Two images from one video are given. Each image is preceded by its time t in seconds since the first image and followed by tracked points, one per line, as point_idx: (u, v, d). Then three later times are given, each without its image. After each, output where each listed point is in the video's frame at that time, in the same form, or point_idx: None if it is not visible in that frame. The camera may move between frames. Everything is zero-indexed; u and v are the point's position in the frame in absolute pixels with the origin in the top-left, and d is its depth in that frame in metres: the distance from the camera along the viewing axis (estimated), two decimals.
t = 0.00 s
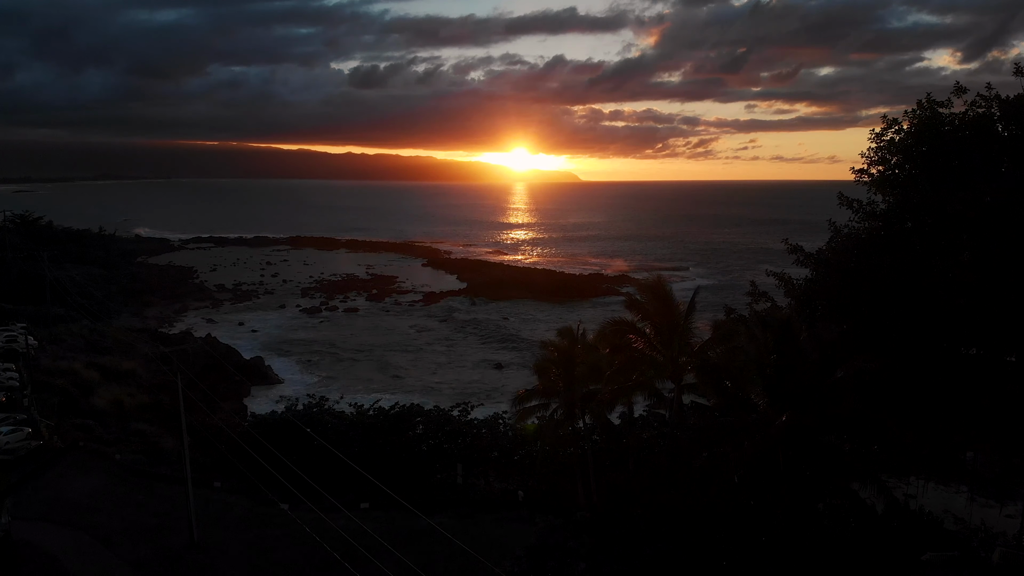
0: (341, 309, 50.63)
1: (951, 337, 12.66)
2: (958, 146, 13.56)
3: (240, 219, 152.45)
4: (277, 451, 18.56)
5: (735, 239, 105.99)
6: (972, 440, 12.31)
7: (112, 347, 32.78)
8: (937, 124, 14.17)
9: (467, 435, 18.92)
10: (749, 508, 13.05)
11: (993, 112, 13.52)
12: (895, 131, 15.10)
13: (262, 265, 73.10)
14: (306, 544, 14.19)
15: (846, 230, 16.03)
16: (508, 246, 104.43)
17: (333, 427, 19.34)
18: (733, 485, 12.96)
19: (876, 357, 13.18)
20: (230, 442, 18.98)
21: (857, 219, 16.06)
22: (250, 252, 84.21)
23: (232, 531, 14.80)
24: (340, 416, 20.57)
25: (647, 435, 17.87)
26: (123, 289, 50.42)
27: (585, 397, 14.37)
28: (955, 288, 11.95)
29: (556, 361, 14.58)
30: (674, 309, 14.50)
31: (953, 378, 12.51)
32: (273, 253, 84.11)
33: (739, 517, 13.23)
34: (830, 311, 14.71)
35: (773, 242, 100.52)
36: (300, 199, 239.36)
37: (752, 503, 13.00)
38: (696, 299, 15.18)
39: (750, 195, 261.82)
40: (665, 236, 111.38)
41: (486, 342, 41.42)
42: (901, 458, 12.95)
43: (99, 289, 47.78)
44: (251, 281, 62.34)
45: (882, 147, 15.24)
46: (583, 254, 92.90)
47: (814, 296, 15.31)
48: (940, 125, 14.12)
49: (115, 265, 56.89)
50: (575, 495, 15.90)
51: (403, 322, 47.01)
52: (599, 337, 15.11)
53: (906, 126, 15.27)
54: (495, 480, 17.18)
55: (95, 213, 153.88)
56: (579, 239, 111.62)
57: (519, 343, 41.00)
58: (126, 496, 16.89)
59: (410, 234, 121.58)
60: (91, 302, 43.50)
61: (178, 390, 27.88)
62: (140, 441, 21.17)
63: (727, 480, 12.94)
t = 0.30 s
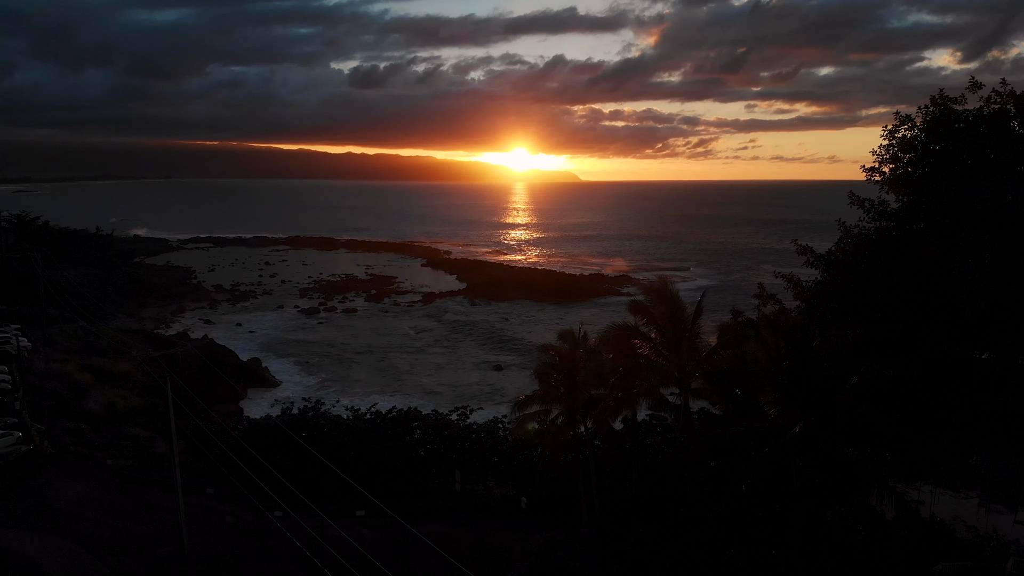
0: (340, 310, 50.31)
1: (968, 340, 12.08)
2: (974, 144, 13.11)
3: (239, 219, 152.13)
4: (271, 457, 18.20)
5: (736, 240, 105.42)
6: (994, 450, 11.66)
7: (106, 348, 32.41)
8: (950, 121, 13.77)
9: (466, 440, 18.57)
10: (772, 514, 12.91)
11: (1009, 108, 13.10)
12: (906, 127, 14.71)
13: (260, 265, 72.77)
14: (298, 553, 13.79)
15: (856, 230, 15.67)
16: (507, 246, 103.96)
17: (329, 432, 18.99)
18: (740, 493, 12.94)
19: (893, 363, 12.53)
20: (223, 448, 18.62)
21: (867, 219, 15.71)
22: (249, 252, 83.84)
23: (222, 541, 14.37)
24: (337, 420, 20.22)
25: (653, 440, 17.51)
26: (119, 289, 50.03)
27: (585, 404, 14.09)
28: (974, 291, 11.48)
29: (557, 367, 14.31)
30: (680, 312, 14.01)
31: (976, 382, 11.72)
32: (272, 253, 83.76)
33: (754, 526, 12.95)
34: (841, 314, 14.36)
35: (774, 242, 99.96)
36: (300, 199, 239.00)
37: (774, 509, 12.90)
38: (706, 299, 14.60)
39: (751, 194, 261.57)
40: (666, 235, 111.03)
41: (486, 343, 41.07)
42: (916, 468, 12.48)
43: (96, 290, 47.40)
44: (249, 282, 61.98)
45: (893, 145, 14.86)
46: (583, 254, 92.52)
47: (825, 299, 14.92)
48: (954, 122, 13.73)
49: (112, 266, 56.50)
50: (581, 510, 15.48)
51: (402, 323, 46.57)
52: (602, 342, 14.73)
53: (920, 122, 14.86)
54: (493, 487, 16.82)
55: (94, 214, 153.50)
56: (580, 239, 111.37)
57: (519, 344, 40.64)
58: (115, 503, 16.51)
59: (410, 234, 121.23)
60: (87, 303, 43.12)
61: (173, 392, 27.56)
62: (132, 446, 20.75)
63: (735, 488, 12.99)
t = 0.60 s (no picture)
0: (338, 311, 49.94)
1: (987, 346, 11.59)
2: (990, 142, 12.77)
3: (238, 219, 151.73)
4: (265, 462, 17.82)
5: (736, 240, 105.00)
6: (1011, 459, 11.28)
7: (101, 350, 32.03)
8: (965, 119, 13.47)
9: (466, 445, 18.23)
10: (784, 524, 12.87)
11: None
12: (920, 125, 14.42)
13: (258, 265, 72.36)
14: (291, 562, 13.40)
15: (868, 230, 15.36)
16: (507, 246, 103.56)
17: (326, 437, 18.62)
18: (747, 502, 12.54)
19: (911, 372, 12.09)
20: (217, 453, 18.25)
21: (880, 219, 15.40)
22: (247, 252, 83.43)
23: (213, 549, 13.97)
24: (334, 424, 19.87)
25: (655, 447, 17.16)
26: (116, 289, 49.61)
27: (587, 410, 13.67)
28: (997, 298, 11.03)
29: (558, 372, 13.83)
30: (687, 317, 13.44)
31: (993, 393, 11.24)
32: (271, 254, 83.35)
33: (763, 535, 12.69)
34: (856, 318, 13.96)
35: (775, 242, 99.55)
36: (299, 199, 238.52)
37: (788, 519, 12.85)
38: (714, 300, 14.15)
39: (751, 194, 261.36)
40: (666, 236, 110.72)
41: (486, 344, 40.74)
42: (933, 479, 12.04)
43: (92, 290, 46.99)
44: (247, 282, 61.47)
45: (906, 144, 14.56)
46: (584, 254, 92.19)
47: (838, 302, 14.55)
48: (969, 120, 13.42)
49: (108, 266, 56.06)
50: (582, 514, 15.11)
51: (401, 324, 46.15)
52: (604, 346, 14.18)
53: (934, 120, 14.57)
54: (492, 493, 16.45)
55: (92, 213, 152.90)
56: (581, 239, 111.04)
57: (519, 345, 40.33)
58: (104, 511, 16.13)
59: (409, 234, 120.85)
60: (82, 304, 42.70)
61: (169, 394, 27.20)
62: (124, 451, 20.30)
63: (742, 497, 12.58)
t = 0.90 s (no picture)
0: (337, 312, 49.57)
1: (1007, 350, 11.04)
2: (1009, 139, 12.37)
3: (236, 219, 151.34)
4: (259, 468, 17.42)
5: (737, 240, 104.74)
6: None
7: (95, 352, 31.61)
8: (982, 116, 13.10)
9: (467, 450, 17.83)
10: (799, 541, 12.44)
11: None
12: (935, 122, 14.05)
13: (256, 266, 71.90)
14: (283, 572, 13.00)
15: (881, 230, 14.96)
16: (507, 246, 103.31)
17: (323, 442, 18.22)
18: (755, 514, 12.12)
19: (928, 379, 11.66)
20: (209, 459, 17.85)
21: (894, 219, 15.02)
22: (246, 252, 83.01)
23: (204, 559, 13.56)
24: (332, 429, 19.47)
25: (660, 453, 16.77)
26: (112, 290, 49.17)
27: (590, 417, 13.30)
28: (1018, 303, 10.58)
29: (559, 378, 13.47)
30: (697, 325, 12.83)
31: (1016, 402, 10.67)
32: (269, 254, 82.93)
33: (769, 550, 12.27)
34: (871, 321, 13.53)
35: (775, 243, 99.23)
36: (298, 199, 238.14)
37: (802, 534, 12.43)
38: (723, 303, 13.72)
39: (751, 194, 261.28)
40: (666, 236, 110.50)
41: (486, 345, 40.44)
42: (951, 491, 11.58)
43: (88, 291, 46.55)
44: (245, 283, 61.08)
45: (921, 141, 14.23)
46: (583, 254, 91.90)
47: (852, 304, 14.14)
48: (986, 117, 13.04)
49: (104, 266, 55.58)
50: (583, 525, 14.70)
51: (400, 325, 45.73)
52: (609, 352, 13.74)
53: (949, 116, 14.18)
54: (491, 500, 16.06)
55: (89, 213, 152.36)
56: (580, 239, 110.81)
57: (519, 347, 40.04)
58: (93, 518, 15.72)
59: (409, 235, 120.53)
60: (78, 305, 42.26)
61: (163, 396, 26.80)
62: (116, 456, 19.87)
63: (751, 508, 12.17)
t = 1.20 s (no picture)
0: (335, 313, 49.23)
1: None
2: None
3: (235, 220, 151.02)
4: (252, 476, 16.96)
5: (737, 240, 104.47)
6: None
7: (89, 354, 31.18)
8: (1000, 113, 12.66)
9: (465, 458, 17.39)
10: (808, 552, 12.04)
11: None
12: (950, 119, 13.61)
13: (254, 266, 71.46)
14: None
15: (895, 231, 14.53)
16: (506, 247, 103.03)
17: (318, 449, 17.77)
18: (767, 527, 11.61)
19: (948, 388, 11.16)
20: (201, 466, 17.39)
21: (908, 219, 14.59)
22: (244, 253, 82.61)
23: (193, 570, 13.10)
24: (327, 436, 19.02)
25: (665, 462, 16.34)
26: (108, 290, 48.77)
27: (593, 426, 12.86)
28: None
29: (561, 385, 13.03)
30: (707, 327, 12.50)
31: None
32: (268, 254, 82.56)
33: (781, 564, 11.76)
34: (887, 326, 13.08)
35: (776, 243, 98.90)
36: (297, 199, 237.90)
37: (811, 546, 12.00)
38: (732, 307, 13.29)
39: (750, 194, 261.34)
40: (665, 236, 110.33)
41: (485, 347, 40.12)
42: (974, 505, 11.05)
43: (83, 291, 46.13)
44: (243, 284, 60.66)
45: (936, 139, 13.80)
46: (583, 255, 91.67)
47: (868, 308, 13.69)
48: (1004, 113, 12.59)
49: (100, 267, 55.09)
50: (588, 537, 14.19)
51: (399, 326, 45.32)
52: (613, 358, 13.33)
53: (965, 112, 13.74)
54: (489, 509, 15.59)
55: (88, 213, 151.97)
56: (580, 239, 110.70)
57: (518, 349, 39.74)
58: (80, 526, 15.29)
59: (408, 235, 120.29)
60: (73, 306, 41.82)
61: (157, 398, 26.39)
62: (107, 462, 19.42)
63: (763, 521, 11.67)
